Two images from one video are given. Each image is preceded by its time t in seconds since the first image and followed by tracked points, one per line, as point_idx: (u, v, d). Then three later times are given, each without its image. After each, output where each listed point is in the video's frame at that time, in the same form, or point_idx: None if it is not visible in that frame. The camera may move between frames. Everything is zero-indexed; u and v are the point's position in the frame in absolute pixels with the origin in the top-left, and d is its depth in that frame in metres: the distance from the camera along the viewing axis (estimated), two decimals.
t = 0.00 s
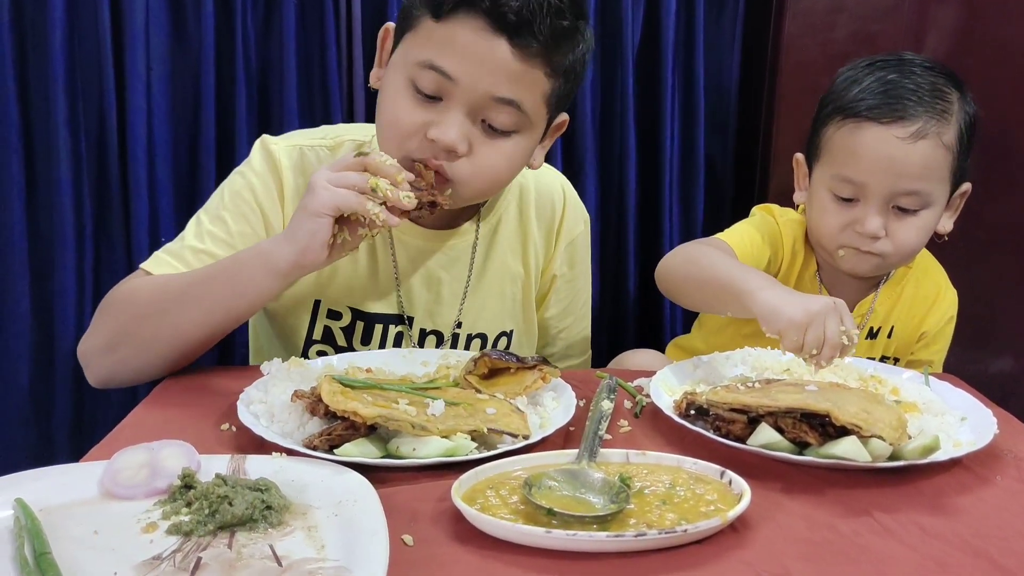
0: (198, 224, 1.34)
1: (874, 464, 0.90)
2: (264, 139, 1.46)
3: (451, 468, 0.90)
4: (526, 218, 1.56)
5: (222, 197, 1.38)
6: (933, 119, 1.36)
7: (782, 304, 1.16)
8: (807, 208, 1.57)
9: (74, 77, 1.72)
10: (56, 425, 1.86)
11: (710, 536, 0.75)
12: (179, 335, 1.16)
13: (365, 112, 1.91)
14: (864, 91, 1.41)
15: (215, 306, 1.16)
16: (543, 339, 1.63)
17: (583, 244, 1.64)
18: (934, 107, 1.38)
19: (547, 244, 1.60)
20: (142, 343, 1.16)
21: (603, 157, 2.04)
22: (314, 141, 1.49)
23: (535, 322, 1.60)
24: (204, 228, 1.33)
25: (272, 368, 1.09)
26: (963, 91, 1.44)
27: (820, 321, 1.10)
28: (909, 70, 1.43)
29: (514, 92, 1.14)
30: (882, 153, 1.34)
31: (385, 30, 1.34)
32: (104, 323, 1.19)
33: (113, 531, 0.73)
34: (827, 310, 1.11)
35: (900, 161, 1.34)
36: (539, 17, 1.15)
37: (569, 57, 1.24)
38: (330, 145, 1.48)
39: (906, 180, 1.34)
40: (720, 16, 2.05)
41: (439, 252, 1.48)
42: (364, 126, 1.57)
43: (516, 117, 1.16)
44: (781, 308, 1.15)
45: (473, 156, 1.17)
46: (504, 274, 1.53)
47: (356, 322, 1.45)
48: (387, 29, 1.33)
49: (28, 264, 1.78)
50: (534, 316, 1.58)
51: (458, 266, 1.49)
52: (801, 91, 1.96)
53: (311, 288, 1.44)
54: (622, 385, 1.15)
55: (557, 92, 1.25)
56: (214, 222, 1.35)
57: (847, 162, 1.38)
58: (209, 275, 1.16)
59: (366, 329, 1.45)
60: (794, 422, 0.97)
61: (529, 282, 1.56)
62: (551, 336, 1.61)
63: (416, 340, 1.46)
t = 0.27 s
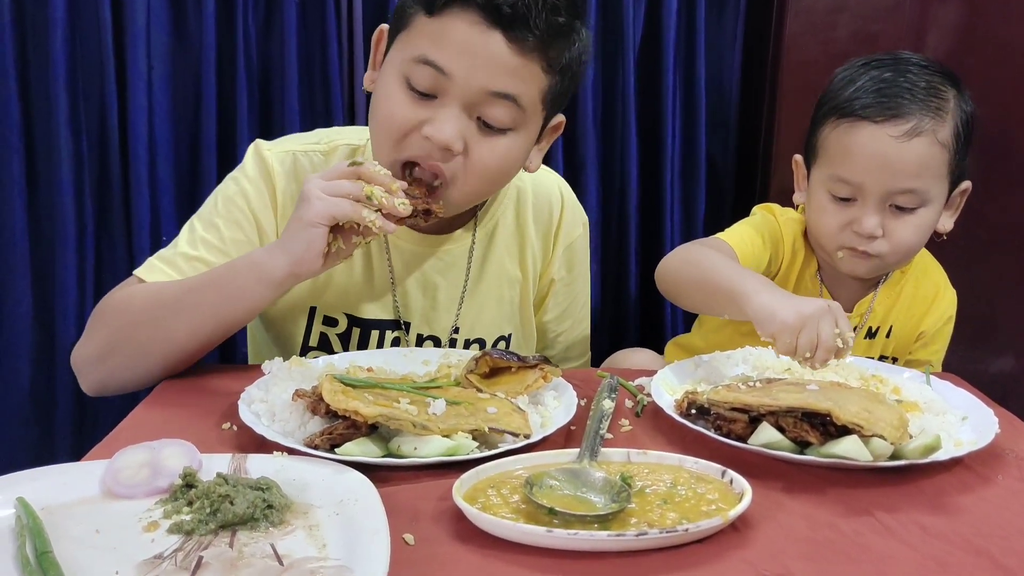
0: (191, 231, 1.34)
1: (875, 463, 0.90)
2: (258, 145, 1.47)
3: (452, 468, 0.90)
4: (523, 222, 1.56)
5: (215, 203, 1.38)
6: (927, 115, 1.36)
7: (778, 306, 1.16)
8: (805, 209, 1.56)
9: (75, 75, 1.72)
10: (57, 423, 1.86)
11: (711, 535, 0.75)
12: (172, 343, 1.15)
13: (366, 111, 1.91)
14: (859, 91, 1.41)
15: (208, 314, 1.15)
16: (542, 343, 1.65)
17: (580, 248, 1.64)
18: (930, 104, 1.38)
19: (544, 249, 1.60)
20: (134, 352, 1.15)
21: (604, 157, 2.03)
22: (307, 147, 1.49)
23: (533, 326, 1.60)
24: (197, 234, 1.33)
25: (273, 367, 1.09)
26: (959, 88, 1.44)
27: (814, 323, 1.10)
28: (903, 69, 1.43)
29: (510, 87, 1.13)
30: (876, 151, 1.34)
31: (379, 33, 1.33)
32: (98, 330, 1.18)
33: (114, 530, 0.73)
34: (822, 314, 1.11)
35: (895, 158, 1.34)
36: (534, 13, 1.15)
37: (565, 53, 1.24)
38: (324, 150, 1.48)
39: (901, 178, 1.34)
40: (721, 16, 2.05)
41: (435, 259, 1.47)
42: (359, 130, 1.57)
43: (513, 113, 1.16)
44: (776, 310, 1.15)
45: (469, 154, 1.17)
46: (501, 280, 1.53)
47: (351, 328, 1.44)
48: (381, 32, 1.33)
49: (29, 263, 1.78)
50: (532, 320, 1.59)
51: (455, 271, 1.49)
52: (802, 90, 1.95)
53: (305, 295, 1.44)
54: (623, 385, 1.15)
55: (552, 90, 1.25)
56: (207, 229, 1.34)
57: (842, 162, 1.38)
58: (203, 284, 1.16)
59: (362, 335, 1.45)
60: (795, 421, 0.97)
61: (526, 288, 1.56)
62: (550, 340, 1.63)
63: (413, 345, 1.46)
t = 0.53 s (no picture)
0: (187, 236, 1.34)
1: (876, 462, 0.90)
2: (253, 150, 1.46)
3: (452, 467, 0.90)
4: (517, 226, 1.56)
5: (211, 209, 1.38)
6: (921, 109, 1.36)
7: (783, 314, 1.15)
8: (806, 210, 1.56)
9: (76, 75, 1.72)
10: (58, 423, 1.86)
11: (711, 534, 0.75)
12: (170, 348, 1.15)
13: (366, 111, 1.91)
14: (852, 88, 1.41)
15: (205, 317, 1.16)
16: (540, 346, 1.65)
17: (576, 253, 1.64)
18: (923, 98, 1.37)
19: (540, 252, 1.60)
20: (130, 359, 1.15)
21: (604, 157, 2.03)
22: (302, 151, 1.48)
23: (530, 329, 1.60)
24: (192, 240, 1.33)
25: (273, 367, 1.09)
26: (953, 82, 1.43)
27: (816, 332, 1.09)
28: (895, 65, 1.43)
29: (491, 99, 1.13)
30: (871, 145, 1.34)
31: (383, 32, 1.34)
32: (95, 337, 1.18)
33: (115, 529, 0.73)
34: (826, 322, 1.10)
35: (890, 152, 1.34)
36: (522, 25, 1.15)
37: (555, 68, 1.24)
38: (319, 155, 1.47)
39: (897, 171, 1.34)
40: (721, 16, 2.05)
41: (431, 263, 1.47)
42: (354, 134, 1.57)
43: (493, 125, 1.16)
44: (780, 318, 1.15)
45: (450, 159, 1.17)
46: (496, 284, 1.53)
47: (347, 334, 1.45)
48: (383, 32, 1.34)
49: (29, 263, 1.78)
50: (528, 323, 1.59)
51: (451, 276, 1.49)
52: (803, 91, 1.94)
53: (300, 301, 1.43)
54: (624, 384, 1.15)
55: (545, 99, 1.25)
56: (203, 234, 1.35)
57: (838, 160, 1.38)
58: (200, 288, 1.17)
59: (358, 338, 1.45)
60: (795, 421, 0.97)
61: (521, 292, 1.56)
62: (547, 343, 1.63)
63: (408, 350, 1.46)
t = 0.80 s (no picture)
0: (185, 238, 1.34)
1: (876, 462, 0.90)
2: (251, 151, 1.46)
3: (452, 467, 0.90)
4: (518, 227, 1.56)
5: (209, 210, 1.38)
6: (928, 107, 1.36)
7: (807, 321, 1.15)
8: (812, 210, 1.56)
9: (76, 75, 1.72)
10: (58, 423, 1.86)
11: (712, 535, 0.75)
12: (169, 350, 1.15)
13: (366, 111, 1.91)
14: (858, 87, 1.41)
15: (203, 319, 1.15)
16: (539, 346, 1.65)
17: (576, 253, 1.64)
18: (930, 96, 1.37)
19: (539, 252, 1.59)
20: (130, 361, 1.15)
21: (604, 157, 2.03)
22: (300, 152, 1.48)
23: (530, 329, 1.60)
24: (190, 242, 1.33)
25: (273, 367, 1.09)
26: (957, 81, 1.43)
27: (841, 341, 1.10)
28: (900, 64, 1.43)
29: (472, 104, 1.13)
30: (879, 143, 1.34)
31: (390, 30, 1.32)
32: (95, 340, 1.18)
33: (115, 529, 0.73)
34: (851, 332, 1.10)
35: (898, 151, 1.34)
36: (510, 33, 1.13)
37: (544, 80, 1.21)
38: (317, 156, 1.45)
39: (906, 169, 1.34)
40: (721, 17, 2.05)
41: (430, 265, 1.47)
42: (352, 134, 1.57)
43: (473, 129, 1.15)
44: (805, 324, 1.14)
45: (429, 160, 1.17)
46: (496, 284, 1.53)
47: (346, 335, 1.45)
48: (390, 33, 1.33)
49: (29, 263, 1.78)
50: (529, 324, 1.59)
51: (451, 277, 1.49)
52: (803, 91, 1.94)
53: (299, 302, 1.44)
54: (624, 384, 1.15)
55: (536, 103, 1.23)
56: (201, 236, 1.35)
57: (846, 158, 1.38)
58: (199, 291, 1.16)
59: (358, 340, 1.45)
60: (795, 421, 0.97)
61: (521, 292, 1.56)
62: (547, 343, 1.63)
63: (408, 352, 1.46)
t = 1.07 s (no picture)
0: (184, 234, 1.34)
1: (874, 463, 0.90)
2: (247, 147, 1.47)
3: (452, 467, 0.90)
4: (512, 220, 1.56)
5: (207, 207, 1.39)
6: (937, 109, 1.36)
7: (816, 318, 1.14)
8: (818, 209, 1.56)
9: (76, 75, 1.72)
10: (57, 424, 1.86)
11: (711, 535, 0.75)
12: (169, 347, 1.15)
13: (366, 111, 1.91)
14: (867, 87, 1.41)
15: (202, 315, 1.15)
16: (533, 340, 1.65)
17: (571, 247, 1.64)
18: (939, 98, 1.37)
19: (533, 246, 1.59)
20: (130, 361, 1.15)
21: (604, 157, 2.03)
22: (295, 148, 1.47)
23: (525, 323, 1.60)
24: (189, 238, 1.33)
25: (273, 367, 1.09)
26: (966, 83, 1.43)
27: (847, 340, 1.09)
28: (908, 65, 1.44)
29: (461, 103, 1.13)
30: (888, 144, 1.35)
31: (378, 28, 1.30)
32: (96, 338, 1.18)
33: (115, 528, 0.73)
34: (860, 332, 1.09)
35: (907, 152, 1.34)
36: (494, 30, 1.13)
37: (533, 71, 1.21)
38: (313, 151, 1.46)
39: (913, 170, 1.34)
40: (721, 17, 2.04)
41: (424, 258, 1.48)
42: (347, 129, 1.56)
43: (464, 128, 1.16)
44: (813, 322, 1.14)
45: (424, 160, 1.17)
46: (492, 277, 1.53)
47: (342, 328, 1.45)
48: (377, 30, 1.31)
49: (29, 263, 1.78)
50: (524, 318, 1.59)
51: (446, 269, 1.50)
52: (803, 91, 1.94)
53: (293, 296, 1.44)
54: (623, 385, 1.16)
55: (528, 96, 1.24)
56: (199, 233, 1.35)
57: (855, 158, 1.38)
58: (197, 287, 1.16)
59: (353, 334, 1.45)
60: (794, 421, 0.97)
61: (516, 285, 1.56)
62: (542, 337, 1.63)
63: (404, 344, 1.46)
